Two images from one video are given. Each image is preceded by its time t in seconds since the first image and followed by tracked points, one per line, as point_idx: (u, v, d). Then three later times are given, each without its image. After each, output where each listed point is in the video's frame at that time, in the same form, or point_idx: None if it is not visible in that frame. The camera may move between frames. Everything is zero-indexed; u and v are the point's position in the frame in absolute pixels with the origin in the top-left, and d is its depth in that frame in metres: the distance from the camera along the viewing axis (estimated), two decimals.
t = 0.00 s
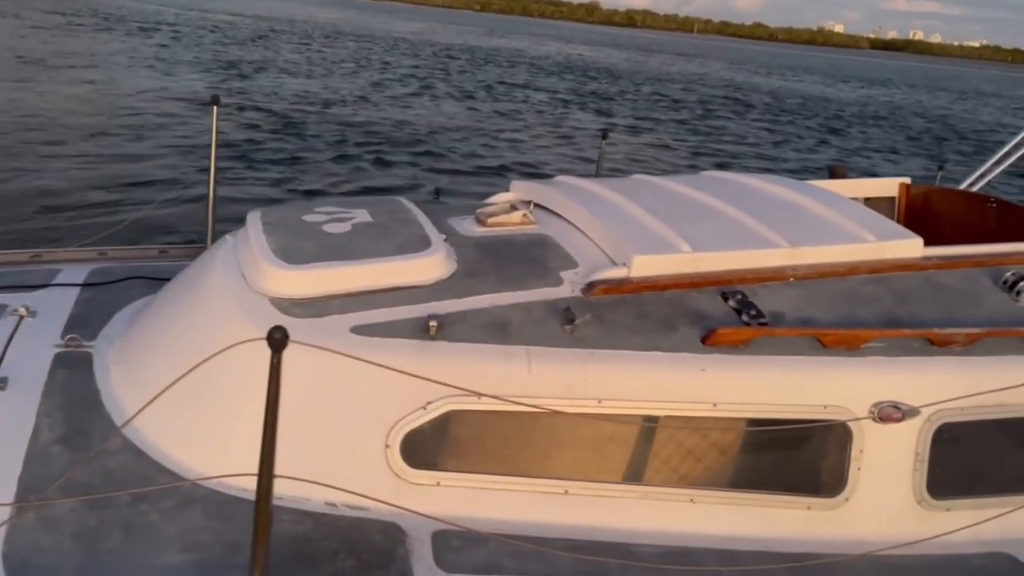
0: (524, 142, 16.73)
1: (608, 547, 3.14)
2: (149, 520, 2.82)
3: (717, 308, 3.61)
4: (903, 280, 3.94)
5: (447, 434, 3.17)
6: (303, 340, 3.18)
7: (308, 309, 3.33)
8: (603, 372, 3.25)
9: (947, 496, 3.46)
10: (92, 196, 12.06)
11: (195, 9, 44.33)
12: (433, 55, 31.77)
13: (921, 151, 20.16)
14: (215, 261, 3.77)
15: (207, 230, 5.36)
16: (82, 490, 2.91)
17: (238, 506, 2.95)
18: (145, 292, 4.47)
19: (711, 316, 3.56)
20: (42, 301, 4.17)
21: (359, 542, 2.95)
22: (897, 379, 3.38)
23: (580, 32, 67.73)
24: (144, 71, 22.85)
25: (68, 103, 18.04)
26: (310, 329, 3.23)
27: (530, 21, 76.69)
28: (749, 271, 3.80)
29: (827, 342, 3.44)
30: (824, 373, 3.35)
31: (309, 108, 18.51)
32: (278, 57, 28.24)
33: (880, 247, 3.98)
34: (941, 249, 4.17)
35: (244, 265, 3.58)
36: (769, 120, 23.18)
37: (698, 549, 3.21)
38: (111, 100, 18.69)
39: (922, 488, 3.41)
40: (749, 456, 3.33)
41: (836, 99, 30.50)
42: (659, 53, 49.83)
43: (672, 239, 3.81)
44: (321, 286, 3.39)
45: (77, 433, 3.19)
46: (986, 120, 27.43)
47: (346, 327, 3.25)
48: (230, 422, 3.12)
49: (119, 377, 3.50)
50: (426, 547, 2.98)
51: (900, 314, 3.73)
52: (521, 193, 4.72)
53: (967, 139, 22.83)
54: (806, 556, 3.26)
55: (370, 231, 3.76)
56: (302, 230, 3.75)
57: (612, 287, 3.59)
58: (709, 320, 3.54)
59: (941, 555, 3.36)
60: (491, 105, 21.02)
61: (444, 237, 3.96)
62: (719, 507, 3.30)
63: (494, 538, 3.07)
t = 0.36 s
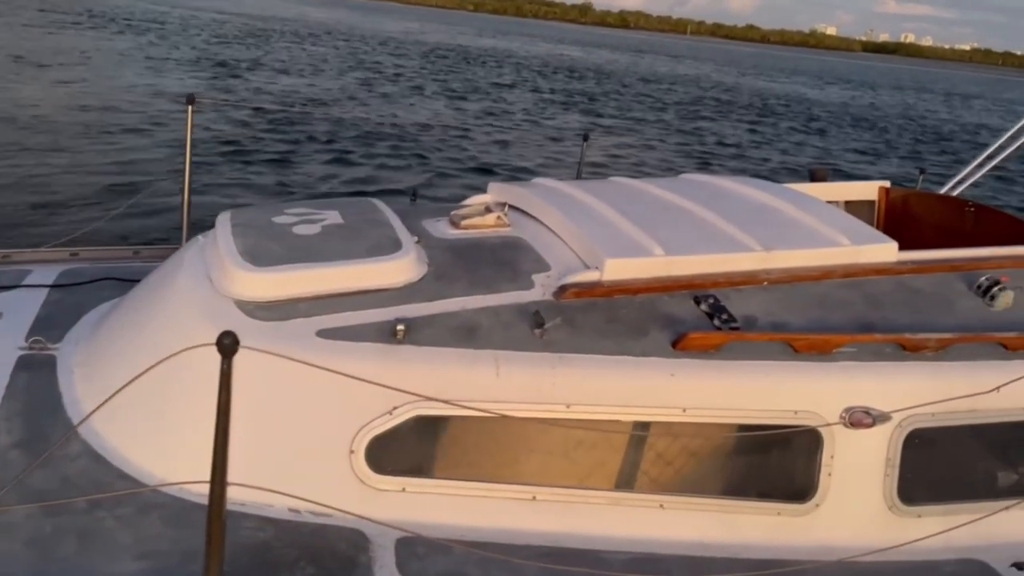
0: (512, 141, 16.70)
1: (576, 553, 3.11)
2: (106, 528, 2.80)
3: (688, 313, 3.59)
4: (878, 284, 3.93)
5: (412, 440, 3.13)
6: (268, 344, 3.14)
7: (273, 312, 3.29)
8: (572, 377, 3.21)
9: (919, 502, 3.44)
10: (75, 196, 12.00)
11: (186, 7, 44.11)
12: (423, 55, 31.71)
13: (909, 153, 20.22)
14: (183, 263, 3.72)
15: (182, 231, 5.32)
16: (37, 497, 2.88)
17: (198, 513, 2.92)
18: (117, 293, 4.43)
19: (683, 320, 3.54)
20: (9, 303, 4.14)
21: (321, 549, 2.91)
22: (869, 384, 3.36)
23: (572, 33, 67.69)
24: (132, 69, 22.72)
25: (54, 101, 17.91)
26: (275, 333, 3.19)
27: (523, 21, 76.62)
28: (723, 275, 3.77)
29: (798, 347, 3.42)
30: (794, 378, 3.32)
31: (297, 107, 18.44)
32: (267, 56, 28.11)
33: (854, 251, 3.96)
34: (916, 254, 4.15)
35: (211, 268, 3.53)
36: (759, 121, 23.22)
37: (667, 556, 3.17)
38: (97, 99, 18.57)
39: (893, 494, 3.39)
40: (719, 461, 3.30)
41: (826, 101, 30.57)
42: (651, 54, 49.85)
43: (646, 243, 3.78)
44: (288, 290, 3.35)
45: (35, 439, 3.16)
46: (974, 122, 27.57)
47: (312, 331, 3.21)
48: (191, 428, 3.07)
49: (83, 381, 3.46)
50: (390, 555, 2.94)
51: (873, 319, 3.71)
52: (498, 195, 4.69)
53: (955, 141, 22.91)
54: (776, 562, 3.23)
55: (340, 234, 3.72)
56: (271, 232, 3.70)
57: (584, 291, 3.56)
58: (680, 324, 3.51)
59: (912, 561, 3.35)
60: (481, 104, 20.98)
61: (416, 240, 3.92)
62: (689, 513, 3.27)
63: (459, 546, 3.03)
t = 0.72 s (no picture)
0: (506, 143, 16.65)
1: (549, 558, 3.07)
2: (68, 533, 2.77)
3: (666, 314, 3.54)
4: (860, 286, 3.88)
5: (383, 443, 3.09)
6: (236, 347, 3.10)
7: (243, 314, 3.24)
8: (546, 379, 3.17)
9: (898, 506, 3.40)
10: (65, 198, 11.97)
11: (182, 8, 44.03)
12: (419, 57, 31.68)
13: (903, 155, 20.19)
14: (155, 263, 3.68)
15: (163, 231, 5.28)
16: None
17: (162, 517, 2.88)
18: (94, 294, 4.38)
19: (661, 322, 3.49)
20: None
21: (288, 554, 2.87)
22: (848, 387, 3.32)
23: (569, 36, 67.68)
24: (126, 70, 22.67)
25: (47, 102, 17.86)
26: (245, 335, 3.14)
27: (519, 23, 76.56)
28: (703, 276, 3.73)
29: (776, 349, 3.37)
30: (773, 381, 3.28)
31: (291, 108, 18.39)
32: (262, 57, 28.04)
33: (836, 252, 3.92)
34: (900, 256, 4.11)
35: (182, 268, 3.49)
36: (754, 123, 23.19)
37: (642, 561, 3.13)
38: (90, 100, 18.51)
39: (873, 498, 3.35)
40: (696, 465, 3.26)
41: (822, 103, 30.53)
42: (648, 56, 49.83)
43: (625, 244, 3.74)
44: (260, 290, 3.30)
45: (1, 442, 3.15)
46: (970, 125, 27.55)
47: (282, 333, 3.16)
48: (158, 431, 3.04)
49: (52, 384, 3.43)
50: (358, 561, 2.90)
51: (854, 321, 3.67)
52: (480, 195, 4.64)
53: (950, 143, 22.90)
54: (754, 569, 3.19)
55: (316, 235, 3.67)
56: (245, 232, 3.66)
57: (561, 292, 3.51)
58: (658, 326, 3.47)
59: (890, 567, 3.30)
60: (475, 106, 20.94)
61: (392, 240, 3.87)
62: (665, 519, 3.23)
63: (429, 551, 2.99)
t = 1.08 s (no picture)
0: (497, 145, 16.63)
1: (523, 565, 3.04)
2: (31, 540, 2.72)
3: (645, 318, 3.51)
4: (841, 289, 3.86)
5: (355, 448, 3.05)
6: (206, 351, 3.05)
7: (215, 317, 3.19)
8: (522, 383, 3.13)
9: (878, 511, 3.37)
10: (52, 199, 11.91)
11: (174, 11, 43.95)
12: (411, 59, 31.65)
13: (894, 157, 20.23)
14: (128, 265, 3.63)
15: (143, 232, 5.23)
16: None
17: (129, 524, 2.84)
18: (70, 296, 4.33)
19: (639, 326, 3.46)
20: None
21: (257, 563, 2.82)
22: (827, 392, 3.29)
23: (562, 38, 67.73)
24: (116, 72, 22.59)
25: (36, 103, 17.77)
26: (216, 339, 3.10)
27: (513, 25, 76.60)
28: (683, 280, 3.70)
29: (755, 353, 3.34)
30: (751, 386, 3.25)
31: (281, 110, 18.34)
32: (254, 59, 27.98)
33: (817, 256, 3.89)
34: (882, 259, 4.08)
35: (155, 271, 3.45)
36: (745, 125, 23.22)
37: (618, 568, 3.10)
38: (79, 101, 18.44)
39: (852, 503, 3.32)
40: (674, 470, 3.22)
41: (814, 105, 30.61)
42: (641, 59, 49.89)
43: (603, 247, 3.71)
44: (232, 294, 3.26)
45: None
46: (960, 128, 27.63)
47: (254, 337, 3.11)
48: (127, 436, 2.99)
49: (23, 388, 3.39)
50: (328, 569, 2.86)
51: (835, 325, 3.64)
52: (462, 197, 4.60)
53: (940, 146, 22.96)
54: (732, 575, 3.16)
55: (291, 236, 3.63)
56: (220, 235, 3.61)
57: (539, 295, 3.48)
58: (636, 330, 3.44)
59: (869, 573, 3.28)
60: (467, 108, 20.92)
61: (370, 242, 3.84)
62: (642, 525, 3.20)
63: (401, 558, 2.95)
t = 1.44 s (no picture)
0: (483, 146, 16.62)
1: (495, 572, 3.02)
2: None
3: (618, 321, 3.49)
4: (816, 291, 3.85)
5: (323, 454, 3.01)
6: (171, 358, 3.01)
7: (182, 324, 3.15)
8: (493, 388, 3.10)
9: (854, 515, 3.35)
10: (34, 203, 11.82)
11: (160, 13, 43.77)
12: (399, 61, 31.61)
13: (879, 156, 20.32)
14: (96, 271, 3.58)
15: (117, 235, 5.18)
16: None
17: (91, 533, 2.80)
18: (40, 302, 4.29)
19: (612, 329, 3.44)
20: None
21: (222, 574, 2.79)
22: (802, 394, 3.27)
23: (550, 40, 67.79)
24: (101, 74, 22.45)
25: (19, 106, 17.65)
26: (182, 345, 3.06)
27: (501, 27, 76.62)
28: (657, 282, 3.68)
29: (729, 356, 3.32)
30: (724, 390, 3.22)
31: (267, 112, 18.27)
32: (241, 61, 27.88)
33: (793, 257, 3.88)
34: (859, 260, 4.07)
35: (122, 277, 3.40)
36: (732, 125, 23.27)
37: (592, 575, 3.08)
38: (63, 104, 18.31)
39: (827, 507, 3.30)
40: (648, 474, 3.20)
41: (801, 106, 30.74)
42: (629, 61, 49.98)
43: (578, 250, 3.69)
44: (200, 300, 3.22)
45: None
46: (944, 128, 27.81)
47: (221, 343, 3.07)
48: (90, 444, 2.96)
49: None
50: None
51: (809, 327, 3.63)
52: (438, 200, 4.56)
53: (925, 146, 23.09)
54: None
55: (262, 241, 3.59)
56: (189, 239, 3.57)
57: (512, 299, 3.45)
58: (608, 333, 3.42)
59: None
60: (454, 109, 20.90)
61: (342, 246, 3.80)
62: (614, 530, 3.17)
63: (369, 567, 2.93)
